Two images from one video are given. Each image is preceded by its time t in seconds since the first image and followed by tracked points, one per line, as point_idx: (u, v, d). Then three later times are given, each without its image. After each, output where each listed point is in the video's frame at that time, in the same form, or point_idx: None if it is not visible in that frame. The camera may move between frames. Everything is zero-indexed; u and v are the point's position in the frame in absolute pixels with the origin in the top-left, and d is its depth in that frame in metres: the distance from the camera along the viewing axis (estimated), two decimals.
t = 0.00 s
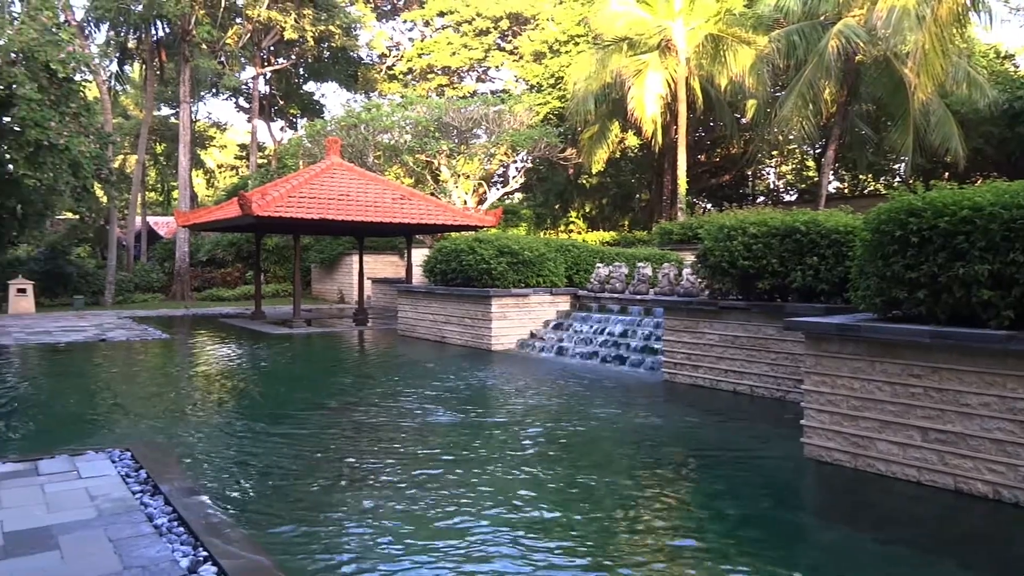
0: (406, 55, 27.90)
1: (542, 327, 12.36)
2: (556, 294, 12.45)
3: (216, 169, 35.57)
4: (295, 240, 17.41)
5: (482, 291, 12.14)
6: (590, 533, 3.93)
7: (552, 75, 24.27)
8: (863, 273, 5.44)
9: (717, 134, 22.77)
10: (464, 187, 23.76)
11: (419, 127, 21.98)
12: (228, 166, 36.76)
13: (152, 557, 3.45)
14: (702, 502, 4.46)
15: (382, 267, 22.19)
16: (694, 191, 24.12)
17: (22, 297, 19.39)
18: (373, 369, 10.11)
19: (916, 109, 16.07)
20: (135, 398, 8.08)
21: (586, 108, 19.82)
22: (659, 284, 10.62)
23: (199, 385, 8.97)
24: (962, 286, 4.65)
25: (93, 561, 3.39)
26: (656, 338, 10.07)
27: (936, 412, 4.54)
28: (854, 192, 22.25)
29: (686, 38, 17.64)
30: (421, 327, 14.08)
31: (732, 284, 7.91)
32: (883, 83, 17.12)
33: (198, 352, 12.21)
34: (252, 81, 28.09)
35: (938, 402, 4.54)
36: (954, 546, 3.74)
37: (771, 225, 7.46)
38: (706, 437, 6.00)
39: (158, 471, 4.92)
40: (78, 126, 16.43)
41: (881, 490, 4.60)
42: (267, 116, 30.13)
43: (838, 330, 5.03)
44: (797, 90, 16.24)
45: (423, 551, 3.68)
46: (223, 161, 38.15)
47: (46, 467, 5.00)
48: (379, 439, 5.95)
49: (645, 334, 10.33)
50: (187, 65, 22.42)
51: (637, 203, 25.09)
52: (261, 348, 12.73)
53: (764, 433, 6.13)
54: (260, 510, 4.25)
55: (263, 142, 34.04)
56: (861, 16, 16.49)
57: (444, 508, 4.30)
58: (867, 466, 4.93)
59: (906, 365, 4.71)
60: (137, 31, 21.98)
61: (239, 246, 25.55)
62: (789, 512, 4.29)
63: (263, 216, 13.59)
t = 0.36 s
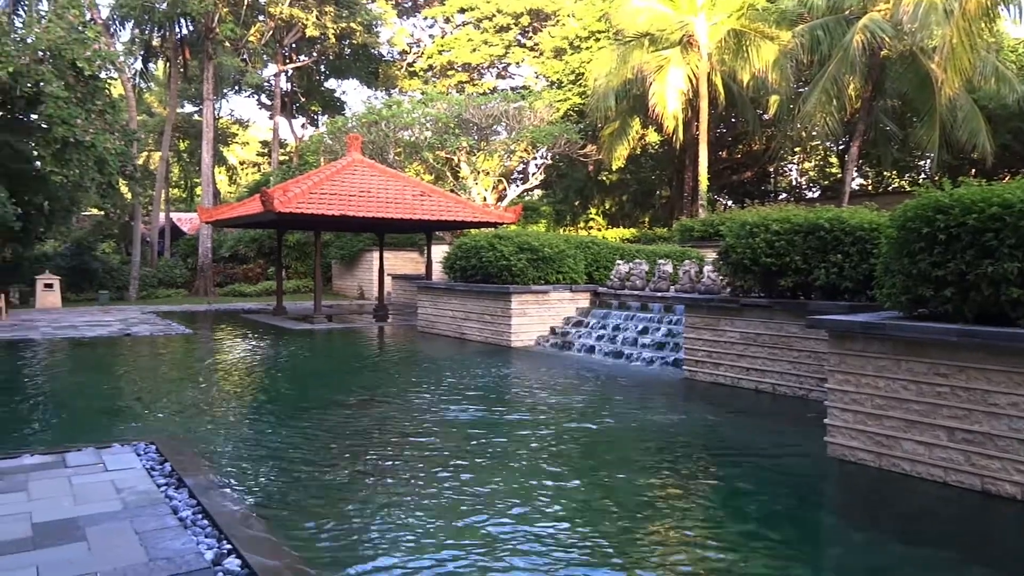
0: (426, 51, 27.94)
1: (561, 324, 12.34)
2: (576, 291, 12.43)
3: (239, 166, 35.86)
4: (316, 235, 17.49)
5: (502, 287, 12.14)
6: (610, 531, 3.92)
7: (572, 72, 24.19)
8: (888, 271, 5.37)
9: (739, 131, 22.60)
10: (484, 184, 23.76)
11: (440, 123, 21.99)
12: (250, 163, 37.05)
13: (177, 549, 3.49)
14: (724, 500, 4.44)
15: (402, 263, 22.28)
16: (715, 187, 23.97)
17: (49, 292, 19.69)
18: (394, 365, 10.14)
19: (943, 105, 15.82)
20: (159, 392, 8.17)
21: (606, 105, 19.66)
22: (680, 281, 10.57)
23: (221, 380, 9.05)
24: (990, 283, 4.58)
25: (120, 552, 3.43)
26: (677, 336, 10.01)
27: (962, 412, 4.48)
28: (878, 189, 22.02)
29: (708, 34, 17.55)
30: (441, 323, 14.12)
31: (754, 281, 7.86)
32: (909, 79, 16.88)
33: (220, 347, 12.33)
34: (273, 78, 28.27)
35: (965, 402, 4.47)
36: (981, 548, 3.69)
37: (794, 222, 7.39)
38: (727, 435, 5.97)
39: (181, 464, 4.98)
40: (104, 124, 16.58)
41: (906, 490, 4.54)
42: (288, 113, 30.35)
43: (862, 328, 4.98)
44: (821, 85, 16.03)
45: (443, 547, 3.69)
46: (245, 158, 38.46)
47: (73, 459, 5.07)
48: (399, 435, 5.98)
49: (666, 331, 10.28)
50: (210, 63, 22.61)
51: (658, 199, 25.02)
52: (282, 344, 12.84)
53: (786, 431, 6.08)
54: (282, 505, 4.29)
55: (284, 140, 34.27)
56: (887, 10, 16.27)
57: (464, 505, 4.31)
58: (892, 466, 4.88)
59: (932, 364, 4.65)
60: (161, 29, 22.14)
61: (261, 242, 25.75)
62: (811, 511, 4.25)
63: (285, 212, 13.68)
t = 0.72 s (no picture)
0: (444, 53, 28.00)
1: (579, 326, 12.32)
2: (594, 293, 12.40)
3: (258, 167, 36.15)
4: (334, 237, 17.57)
5: (519, 289, 12.14)
6: (628, 534, 3.91)
7: (590, 73, 24.15)
8: (911, 273, 5.31)
9: (758, 131, 22.46)
10: (501, 185, 23.75)
11: (457, 125, 22.03)
12: (269, 165, 37.32)
13: (199, 548, 3.52)
14: (743, 504, 4.41)
15: (419, 265, 22.35)
16: (734, 189, 23.84)
17: (72, 292, 19.93)
18: (411, 367, 10.17)
19: (966, 106, 15.59)
20: (179, 392, 8.24)
21: (624, 106, 19.55)
22: (698, 283, 10.52)
23: (240, 380, 9.12)
24: (1016, 286, 4.51)
25: (143, 550, 3.47)
26: (695, 338, 9.96)
27: (987, 416, 4.42)
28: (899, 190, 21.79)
29: (727, 34, 17.48)
30: (459, 325, 14.14)
31: (774, 283, 7.80)
32: (931, 79, 16.70)
33: (239, 348, 12.43)
34: (293, 80, 28.48)
35: (990, 406, 4.41)
36: (1006, 555, 3.63)
37: (815, 224, 7.33)
38: (746, 439, 5.92)
39: (202, 463, 5.02)
40: (126, 126, 16.76)
41: (929, 495, 4.49)
42: (307, 115, 30.57)
43: (884, 331, 4.92)
44: (841, 85, 15.89)
45: (461, 549, 3.70)
46: (265, 159, 38.75)
47: (97, 457, 5.14)
48: (417, 436, 5.99)
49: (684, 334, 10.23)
50: (231, 65, 22.82)
51: (676, 200, 24.95)
52: (301, 344, 12.91)
53: (806, 435, 6.03)
54: (301, 505, 4.32)
55: (303, 141, 34.49)
56: (909, 9, 16.10)
57: (482, 506, 4.31)
58: (915, 470, 4.82)
59: (955, 367, 4.59)
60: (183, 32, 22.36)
61: (280, 244, 25.93)
62: (832, 516, 4.21)
63: (304, 214, 13.76)
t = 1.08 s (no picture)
0: (464, 54, 28.05)
1: (599, 327, 12.29)
2: (614, 293, 12.37)
3: (280, 167, 36.42)
4: (355, 236, 17.65)
5: (539, 289, 12.13)
6: (648, 535, 3.90)
7: (610, 73, 24.08)
8: (936, 275, 5.24)
9: (780, 132, 22.31)
10: (521, 185, 23.75)
11: (477, 125, 22.07)
12: (290, 164, 37.60)
13: (222, 544, 3.56)
14: (765, 507, 4.38)
15: (439, 265, 22.42)
16: (755, 190, 23.69)
17: (97, 291, 20.19)
18: (431, 366, 10.19)
19: (993, 106, 15.35)
20: (202, 390, 8.32)
21: (645, 106, 19.46)
22: (719, 284, 10.47)
23: (261, 378, 9.19)
24: None
25: (168, 545, 3.51)
26: (716, 340, 9.91)
27: (1015, 421, 4.34)
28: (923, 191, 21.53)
29: (750, 33, 17.34)
30: (478, 325, 14.16)
31: (796, 285, 7.73)
32: (956, 78, 16.48)
33: (261, 346, 12.53)
34: (314, 81, 28.67)
35: (1017, 410, 4.33)
36: None
37: (839, 225, 7.26)
38: (767, 441, 5.88)
39: (225, 461, 5.07)
40: (150, 126, 16.96)
41: (954, 500, 4.43)
42: (328, 115, 30.79)
43: (908, 333, 4.86)
44: (865, 85, 15.72)
45: (481, 548, 3.71)
46: (286, 159, 39.05)
47: (122, 453, 5.21)
48: (437, 436, 6.01)
49: (705, 335, 10.18)
50: (254, 66, 23.02)
51: (696, 201, 24.86)
52: (321, 343, 12.99)
53: (827, 438, 5.98)
54: (322, 502, 4.35)
55: (324, 141, 34.72)
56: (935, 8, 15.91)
57: (501, 506, 4.32)
58: (940, 475, 4.76)
59: (982, 371, 4.52)
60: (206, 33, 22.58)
61: (301, 243, 26.12)
62: (855, 520, 4.17)
63: (326, 214, 13.85)
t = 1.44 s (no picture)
0: (484, 54, 28.10)
1: (617, 328, 12.27)
2: (633, 295, 12.34)
3: (301, 166, 36.69)
4: (374, 236, 17.73)
5: (558, 290, 12.12)
6: (668, 537, 3.89)
7: (631, 74, 24.00)
8: (963, 279, 5.17)
9: (802, 133, 22.17)
10: (540, 185, 23.72)
11: (497, 125, 22.12)
12: (310, 164, 37.86)
13: (243, 539, 3.59)
14: (786, 511, 4.35)
15: (457, 264, 22.47)
16: (776, 191, 23.53)
17: (121, 287, 20.43)
18: (449, 366, 10.21)
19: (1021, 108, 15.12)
20: (222, 386, 8.40)
21: (666, 108, 19.37)
22: (739, 286, 10.41)
23: (280, 375, 9.27)
24: None
25: (190, 541, 3.54)
26: (735, 343, 9.85)
27: None
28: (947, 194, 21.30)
29: (772, 34, 17.18)
30: (496, 324, 14.18)
31: (817, 287, 7.67)
32: (982, 79, 16.28)
33: (280, 344, 12.62)
34: (336, 81, 28.87)
35: None
36: None
37: (862, 228, 7.20)
38: (787, 445, 5.84)
39: (246, 457, 5.11)
40: (174, 125, 17.15)
41: (978, 508, 4.37)
42: (349, 115, 31.03)
43: (934, 338, 4.80)
44: (889, 87, 15.54)
45: (500, 548, 3.71)
46: (307, 159, 39.31)
47: (145, 449, 5.26)
48: (455, 435, 6.03)
49: (724, 337, 10.12)
50: (276, 66, 23.22)
51: (716, 203, 24.75)
52: (340, 342, 13.05)
53: (848, 442, 5.93)
54: (341, 500, 4.37)
55: (345, 141, 34.95)
56: (962, 8, 15.70)
57: (520, 506, 4.32)
58: (964, 482, 4.70)
59: (1009, 377, 4.45)
60: (230, 33, 22.78)
61: (321, 242, 26.30)
62: (877, 525, 4.14)
63: (346, 213, 13.93)
